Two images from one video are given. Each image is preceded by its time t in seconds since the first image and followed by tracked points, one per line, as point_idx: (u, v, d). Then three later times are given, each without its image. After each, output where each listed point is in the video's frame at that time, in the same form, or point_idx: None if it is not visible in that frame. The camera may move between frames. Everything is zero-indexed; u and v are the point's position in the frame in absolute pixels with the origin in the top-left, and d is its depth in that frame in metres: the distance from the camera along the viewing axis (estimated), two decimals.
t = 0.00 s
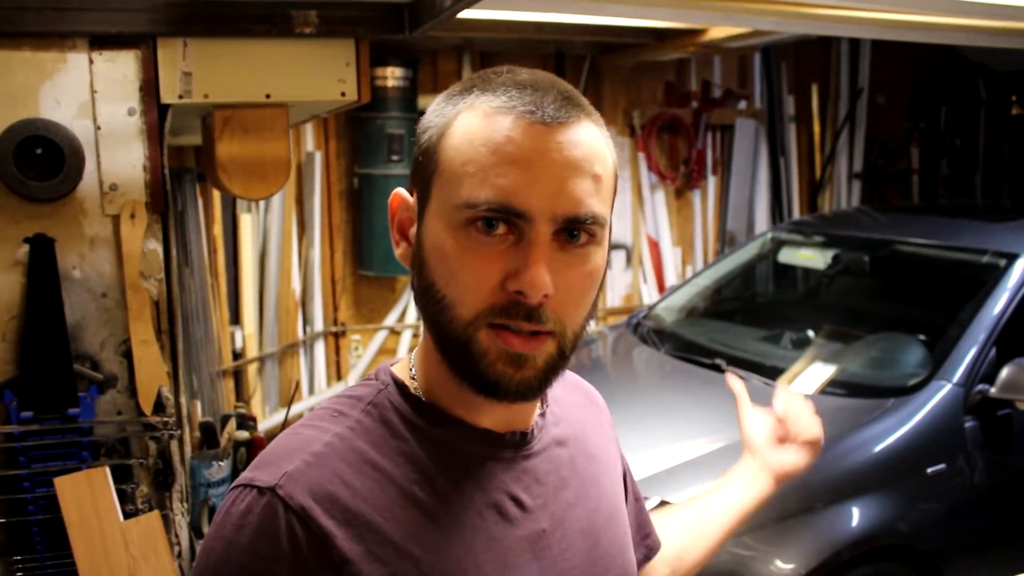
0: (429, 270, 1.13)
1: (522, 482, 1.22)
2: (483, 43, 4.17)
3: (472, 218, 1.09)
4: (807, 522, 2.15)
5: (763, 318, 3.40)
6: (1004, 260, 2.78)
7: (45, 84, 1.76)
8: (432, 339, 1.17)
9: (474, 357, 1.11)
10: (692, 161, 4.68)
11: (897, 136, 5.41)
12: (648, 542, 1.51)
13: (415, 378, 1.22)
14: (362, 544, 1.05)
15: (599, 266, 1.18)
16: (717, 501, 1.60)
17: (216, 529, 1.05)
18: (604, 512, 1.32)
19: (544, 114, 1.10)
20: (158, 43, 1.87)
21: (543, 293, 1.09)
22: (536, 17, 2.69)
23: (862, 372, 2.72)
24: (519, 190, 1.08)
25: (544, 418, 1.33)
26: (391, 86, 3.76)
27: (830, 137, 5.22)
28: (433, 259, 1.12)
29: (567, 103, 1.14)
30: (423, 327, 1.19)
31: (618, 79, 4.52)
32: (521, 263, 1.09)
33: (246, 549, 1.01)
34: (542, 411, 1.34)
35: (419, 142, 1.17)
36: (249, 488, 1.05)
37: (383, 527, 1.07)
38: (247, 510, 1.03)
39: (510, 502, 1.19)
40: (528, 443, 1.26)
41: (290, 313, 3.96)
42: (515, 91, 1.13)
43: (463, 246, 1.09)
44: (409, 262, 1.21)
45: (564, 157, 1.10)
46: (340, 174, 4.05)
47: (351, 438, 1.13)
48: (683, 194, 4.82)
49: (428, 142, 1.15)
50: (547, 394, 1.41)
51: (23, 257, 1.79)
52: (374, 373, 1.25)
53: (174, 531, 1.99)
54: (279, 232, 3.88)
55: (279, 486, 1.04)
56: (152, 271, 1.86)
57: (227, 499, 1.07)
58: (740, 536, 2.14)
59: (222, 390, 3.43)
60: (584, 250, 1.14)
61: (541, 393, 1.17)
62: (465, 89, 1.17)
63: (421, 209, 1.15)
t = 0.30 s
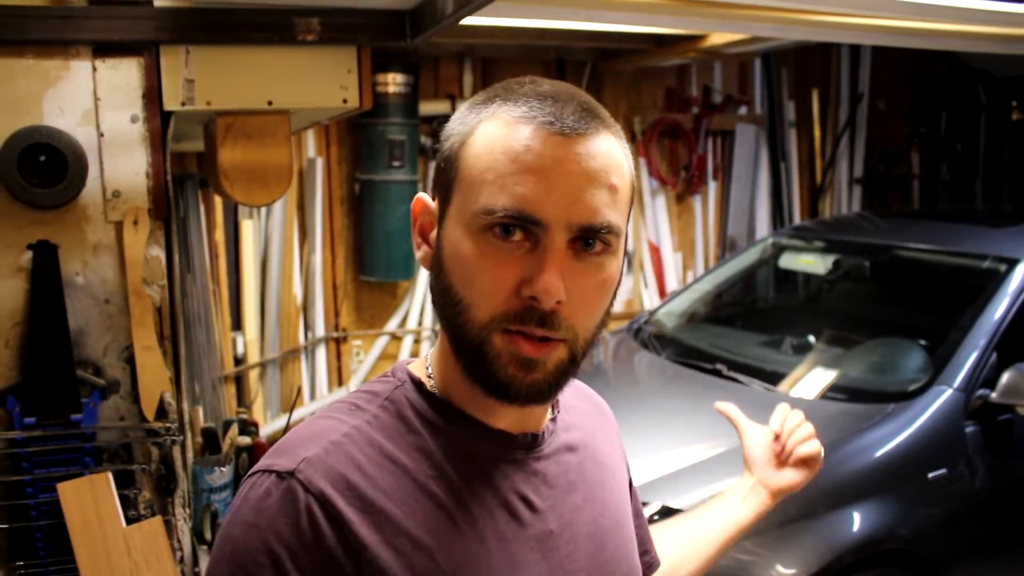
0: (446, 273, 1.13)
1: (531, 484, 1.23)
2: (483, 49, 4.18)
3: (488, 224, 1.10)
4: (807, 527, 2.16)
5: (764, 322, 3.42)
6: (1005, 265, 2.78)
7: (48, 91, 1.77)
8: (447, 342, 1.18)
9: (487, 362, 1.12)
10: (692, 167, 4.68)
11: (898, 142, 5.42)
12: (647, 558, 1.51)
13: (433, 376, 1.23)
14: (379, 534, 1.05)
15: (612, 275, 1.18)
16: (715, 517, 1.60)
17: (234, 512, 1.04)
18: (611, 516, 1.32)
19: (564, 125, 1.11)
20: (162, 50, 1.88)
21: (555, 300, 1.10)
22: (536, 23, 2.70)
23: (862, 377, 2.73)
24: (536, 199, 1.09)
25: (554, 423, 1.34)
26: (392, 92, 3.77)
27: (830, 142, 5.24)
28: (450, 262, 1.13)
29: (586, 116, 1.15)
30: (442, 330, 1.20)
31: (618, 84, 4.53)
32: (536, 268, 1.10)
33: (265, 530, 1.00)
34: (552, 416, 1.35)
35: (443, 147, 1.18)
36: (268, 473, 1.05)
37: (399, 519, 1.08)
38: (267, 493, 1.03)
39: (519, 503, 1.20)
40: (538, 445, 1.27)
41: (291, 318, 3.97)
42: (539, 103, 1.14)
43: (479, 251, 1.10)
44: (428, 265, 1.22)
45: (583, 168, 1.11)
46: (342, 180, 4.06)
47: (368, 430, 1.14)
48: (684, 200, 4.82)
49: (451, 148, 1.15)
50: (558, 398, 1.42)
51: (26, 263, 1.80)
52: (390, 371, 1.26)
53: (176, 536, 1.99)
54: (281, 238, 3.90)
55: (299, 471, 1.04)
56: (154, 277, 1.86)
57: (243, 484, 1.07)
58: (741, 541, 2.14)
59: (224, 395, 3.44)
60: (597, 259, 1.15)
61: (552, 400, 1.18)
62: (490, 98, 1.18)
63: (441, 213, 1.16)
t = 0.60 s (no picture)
0: (435, 272, 1.13)
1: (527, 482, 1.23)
2: (482, 51, 4.19)
3: (475, 221, 1.10)
4: (806, 528, 2.16)
5: (763, 323, 3.41)
6: (1002, 266, 2.78)
7: (45, 93, 1.77)
8: (437, 340, 1.18)
9: (476, 359, 1.12)
10: (691, 169, 4.68)
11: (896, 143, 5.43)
12: (648, 553, 1.50)
13: (425, 377, 1.23)
14: (381, 532, 1.06)
15: (600, 269, 1.18)
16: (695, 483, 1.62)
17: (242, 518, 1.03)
18: (608, 514, 1.32)
19: (547, 122, 1.11)
20: (158, 53, 1.88)
21: (544, 294, 1.10)
22: (535, 25, 2.71)
23: (861, 377, 2.73)
24: (522, 196, 1.09)
25: (549, 420, 1.34)
26: (391, 94, 3.77)
27: (829, 143, 5.24)
28: (438, 261, 1.13)
29: (570, 112, 1.15)
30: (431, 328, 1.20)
31: (617, 86, 4.54)
32: (524, 262, 1.10)
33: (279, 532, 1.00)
34: (547, 414, 1.35)
35: (427, 148, 1.18)
36: (271, 476, 1.05)
37: (401, 517, 1.08)
38: (273, 496, 1.03)
39: (516, 501, 1.20)
40: (534, 444, 1.27)
41: (290, 320, 3.96)
42: (520, 100, 1.14)
43: (466, 248, 1.10)
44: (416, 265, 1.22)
45: (567, 164, 1.11)
46: (340, 182, 4.06)
47: (365, 431, 1.14)
48: (683, 201, 4.82)
49: (435, 148, 1.16)
50: (551, 396, 1.42)
51: (23, 266, 1.80)
52: (385, 373, 1.26)
53: (174, 538, 1.98)
54: (279, 240, 3.89)
55: (304, 473, 1.04)
56: (152, 280, 1.87)
57: (246, 490, 1.06)
58: (739, 541, 2.12)
59: (223, 398, 3.44)
60: (585, 253, 1.15)
61: (542, 395, 1.18)
62: (473, 97, 1.18)
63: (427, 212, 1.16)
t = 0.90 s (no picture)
0: (442, 273, 1.13)
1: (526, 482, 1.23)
2: (480, 51, 4.19)
3: (483, 222, 1.10)
4: (802, 528, 2.16)
5: (760, 323, 3.42)
6: (999, 266, 2.79)
7: (43, 92, 1.77)
8: (442, 340, 1.18)
9: (486, 359, 1.12)
10: (688, 169, 4.69)
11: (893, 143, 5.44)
12: (646, 544, 1.51)
13: (427, 379, 1.23)
14: (383, 536, 1.06)
15: (604, 269, 1.19)
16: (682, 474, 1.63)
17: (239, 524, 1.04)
18: (607, 510, 1.33)
19: (554, 123, 1.12)
20: (156, 52, 1.88)
21: (552, 294, 1.11)
22: (534, 24, 2.71)
23: (857, 378, 2.73)
24: (530, 196, 1.09)
25: (549, 419, 1.34)
26: (388, 93, 3.77)
27: (826, 144, 5.25)
28: (445, 262, 1.13)
29: (574, 113, 1.16)
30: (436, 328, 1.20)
31: (615, 86, 4.54)
32: (532, 264, 1.10)
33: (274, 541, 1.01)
34: (546, 413, 1.35)
35: (430, 148, 1.18)
36: (271, 483, 1.05)
37: (402, 520, 1.08)
38: (270, 503, 1.03)
39: (517, 500, 1.20)
40: (533, 443, 1.27)
41: (288, 319, 3.96)
42: (525, 100, 1.15)
43: (474, 248, 1.10)
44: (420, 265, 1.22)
45: (573, 164, 1.11)
46: (337, 182, 4.07)
47: (366, 435, 1.14)
48: (680, 201, 4.83)
49: (439, 148, 1.16)
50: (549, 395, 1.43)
51: (21, 265, 1.80)
52: (385, 375, 1.27)
53: (171, 536, 1.99)
54: (276, 240, 3.89)
55: (303, 480, 1.05)
56: (149, 279, 1.87)
57: (245, 496, 1.07)
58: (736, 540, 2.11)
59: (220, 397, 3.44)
60: (590, 253, 1.15)
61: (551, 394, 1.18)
62: (476, 97, 1.18)
63: (432, 213, 1.16)
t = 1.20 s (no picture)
0: (442, 281, 1.14)
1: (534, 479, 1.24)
2: (479, 51, 4.20)
3: (480, 228, 1.10)
4: (801, 528, 2.16)
5: (759, 324, 3.42)
6: (997, 267, 2.80)
7: (44, 92, 1.77)
8: (444, 347, 1.19)
9: (489, 364, 1.13)
10: (687, 169, 4.69)
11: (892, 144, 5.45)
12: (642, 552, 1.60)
13: (432, 376, 1.23)
14: (390, 535, 1.07)
15: (606, 267, 1.19)
16: (701, 534, 1.73)
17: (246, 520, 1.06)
18: (613, 510, 1.33)
19: (545, 123, 1.12)
20: (156, 52, 1.89)
21: (554, 298, 1.11)
22: (534, 25, 2.72)
23: (857, 378, 2.74)
24: (525, 200, 1.09)
25: (554, 420, 1.35)
26: (388, 93, 3.77)
27: (825, 144, 5.26)
28: (444, 270, 1.14)
29: (567, 112, 1.16)
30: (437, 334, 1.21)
31: (614, 86, 4.55)
32: (533, 268, 1.11)
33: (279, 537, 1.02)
34: (552, 414, 1.35)
35: (423, 156, 1.18)
36: (278, 481, 1.07)
37: (408, 520, 1.09)
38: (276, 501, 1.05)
39: (525, 500, 1.20)
40: (541, 443, 1.27)
41: (287, 319, 3.96)
42: (514, 101, 1.15)
43: (472, 255, 1.11)
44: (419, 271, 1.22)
45: (567, 165, 1.11)
46: (337, 181, 4.07)
47: (375, 433, 1.15)
48: (679, 201, 4.83)
49: (432, 156, 1.16)
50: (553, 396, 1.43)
51: (22, 264, 1.80)
52: (391, 373, 1.27)
53: (171, 536, 1.99)
54: (275, 240, 3.89)
55: (309, 479, 1.06)
56: (150, 278, 1.87)
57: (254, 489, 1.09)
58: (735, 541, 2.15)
59: (219, 397, 3.44)
60: (590, 253, 1.16)
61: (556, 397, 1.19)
62: (466, 101, 1.19)
63: (430, 221, 1.17)
